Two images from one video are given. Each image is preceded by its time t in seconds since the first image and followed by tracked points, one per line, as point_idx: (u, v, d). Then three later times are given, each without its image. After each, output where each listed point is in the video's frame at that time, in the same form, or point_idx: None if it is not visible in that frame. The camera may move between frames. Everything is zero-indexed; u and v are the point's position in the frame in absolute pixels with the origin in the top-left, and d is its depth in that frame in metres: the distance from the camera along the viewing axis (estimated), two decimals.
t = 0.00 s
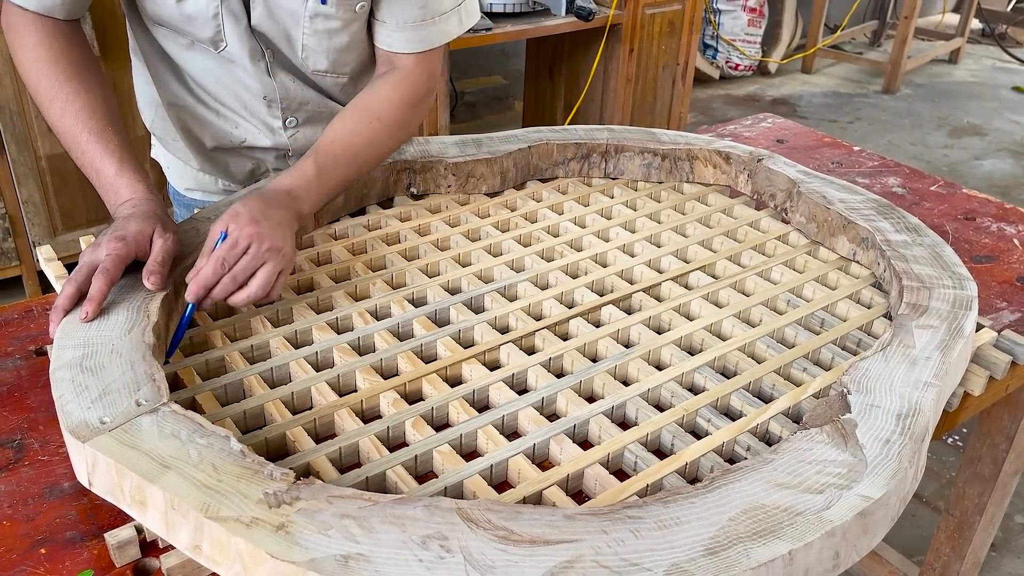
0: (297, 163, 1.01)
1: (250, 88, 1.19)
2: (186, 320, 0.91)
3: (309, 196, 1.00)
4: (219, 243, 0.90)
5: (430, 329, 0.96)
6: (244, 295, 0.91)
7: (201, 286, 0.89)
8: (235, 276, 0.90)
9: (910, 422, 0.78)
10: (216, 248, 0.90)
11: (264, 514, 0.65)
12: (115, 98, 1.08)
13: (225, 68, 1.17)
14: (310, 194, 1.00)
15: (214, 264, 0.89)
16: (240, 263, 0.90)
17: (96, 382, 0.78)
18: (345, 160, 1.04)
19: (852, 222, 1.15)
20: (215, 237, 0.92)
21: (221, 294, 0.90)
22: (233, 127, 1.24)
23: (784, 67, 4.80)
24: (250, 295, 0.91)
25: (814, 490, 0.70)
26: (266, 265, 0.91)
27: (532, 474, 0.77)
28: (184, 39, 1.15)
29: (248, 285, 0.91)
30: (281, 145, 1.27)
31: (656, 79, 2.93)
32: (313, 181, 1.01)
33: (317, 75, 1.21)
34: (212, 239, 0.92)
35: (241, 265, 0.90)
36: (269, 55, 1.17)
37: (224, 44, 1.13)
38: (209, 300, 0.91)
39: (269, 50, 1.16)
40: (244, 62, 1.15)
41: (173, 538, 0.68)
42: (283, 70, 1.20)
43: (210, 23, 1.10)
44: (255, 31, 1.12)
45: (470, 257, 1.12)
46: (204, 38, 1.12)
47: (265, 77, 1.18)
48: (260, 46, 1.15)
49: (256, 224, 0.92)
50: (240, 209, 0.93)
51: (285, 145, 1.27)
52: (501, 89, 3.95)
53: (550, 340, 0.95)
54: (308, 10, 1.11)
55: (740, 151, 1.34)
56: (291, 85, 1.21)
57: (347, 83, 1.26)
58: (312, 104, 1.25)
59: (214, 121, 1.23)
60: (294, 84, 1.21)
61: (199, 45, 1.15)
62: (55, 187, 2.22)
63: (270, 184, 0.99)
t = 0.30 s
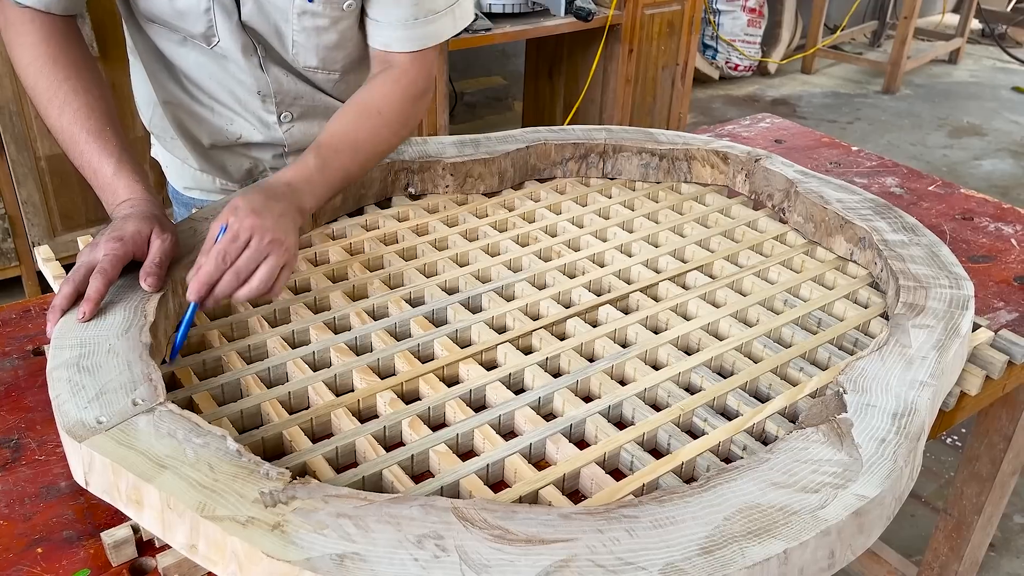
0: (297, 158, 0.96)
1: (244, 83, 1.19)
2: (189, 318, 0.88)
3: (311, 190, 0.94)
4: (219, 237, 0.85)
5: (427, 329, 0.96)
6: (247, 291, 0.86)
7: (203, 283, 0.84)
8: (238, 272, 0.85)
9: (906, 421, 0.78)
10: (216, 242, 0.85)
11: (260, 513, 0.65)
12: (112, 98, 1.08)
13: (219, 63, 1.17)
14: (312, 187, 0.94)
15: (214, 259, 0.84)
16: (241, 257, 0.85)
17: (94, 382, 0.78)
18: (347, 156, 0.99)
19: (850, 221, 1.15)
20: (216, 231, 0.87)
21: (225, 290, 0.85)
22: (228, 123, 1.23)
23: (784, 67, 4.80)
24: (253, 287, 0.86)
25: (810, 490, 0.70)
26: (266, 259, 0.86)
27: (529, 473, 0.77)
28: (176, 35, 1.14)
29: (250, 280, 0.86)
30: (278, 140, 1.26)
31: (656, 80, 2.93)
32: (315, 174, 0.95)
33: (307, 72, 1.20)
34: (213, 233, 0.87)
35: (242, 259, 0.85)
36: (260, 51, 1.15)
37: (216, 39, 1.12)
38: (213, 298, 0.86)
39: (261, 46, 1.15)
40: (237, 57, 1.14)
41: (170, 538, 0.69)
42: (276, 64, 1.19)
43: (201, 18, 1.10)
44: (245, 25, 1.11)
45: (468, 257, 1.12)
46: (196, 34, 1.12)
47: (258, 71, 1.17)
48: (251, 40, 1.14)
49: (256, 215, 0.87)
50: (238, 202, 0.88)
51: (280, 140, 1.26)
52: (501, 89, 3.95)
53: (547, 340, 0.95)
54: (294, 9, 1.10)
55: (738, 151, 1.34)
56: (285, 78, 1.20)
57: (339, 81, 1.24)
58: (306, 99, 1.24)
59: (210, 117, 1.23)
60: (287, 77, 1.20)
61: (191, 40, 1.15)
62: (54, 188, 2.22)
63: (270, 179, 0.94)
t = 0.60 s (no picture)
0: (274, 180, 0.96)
1: (235, 79, 1.18)
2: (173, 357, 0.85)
3: (287, 213, 0.94)
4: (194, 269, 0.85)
5: (427, 330, 0.96)
6: (224, 323, 0.85)
7: (180, 322, 0.83)
8: (214, 304, 0.84)
9: (907, 422, 0.78)
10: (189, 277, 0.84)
11: (261, 515, 0.65)
12: (115, 98, 1.08)
13: (210, 60, 1.17)
14: (289, 210, 0.94)
15: (190, 294, 0.83)
16: (216, 288, 0.84)
17: (95, 383, 0.78)
18: (325, 175, 0.97)
19: (850, 222, 1.15)
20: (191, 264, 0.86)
21: (203, 325, 0.84)
22: (223, 118, 1.23)
23: (785, 68, 4.80)
24: (230, 319, 0.84)
25: (811, 491, 0.70)
26: (241, 290, 0.85)
27: (530, 474, 0.77)
28: (168, 30, 1.14)
29: (226, 311, 0.84)
30: (270, 137, 1.26)
31: (656, 80, 2.93)
32: (292, 199, 0.94)
33: (296, 70, 1.19)
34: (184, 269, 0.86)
35: (218, 291, 0.84)
36: (250, 48, 1.15)
37: (206, 35, 1.12)
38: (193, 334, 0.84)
39: (250, 43, 1.15)
40: (228, 53, 1.14)
41: (171, 539, 0.68)
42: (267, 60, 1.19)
43: (192, 14, 1.09)
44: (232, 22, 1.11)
45: (469, 258, 1.12)
46: (187, 29, 1.12)
47: (248, 67, 1.17)
48: (241, 36, 1.14)
49: (227, 245, 0.86)
50: (208, 233, 0.87)
51: (274, 136, 1.26)
52: (501, 90, 3.95)
53: (548, 341, 0.95)
54: (280, 7, 1.10)
55: (739, 152, 1.34)
56: (276, 73, 1.19)
57: (331, 79, 1.24)
58: (298, 95, 1.23)
59: (205, 114, 1.23)
60: (278, 74, 1.19)
61: (183, 37, 1.14)
62: (55, 189, 2.23)
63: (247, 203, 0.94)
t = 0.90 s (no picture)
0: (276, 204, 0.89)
1: (228, 81, 1.18)
2: (190, 391, 0.79)
3: (296, 239, 0.87)
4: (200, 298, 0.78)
5: (431, 332, 0.96)
6: (239, 351, 0.78)
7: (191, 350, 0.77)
8: (228, 332, 0.77)
9: (912, 424, 0.78)
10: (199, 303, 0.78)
11: (266, 517, 0.65)
12: (116, 101, 1.08)
13: (203, 62, 1.16)
14: (295, 236, 0.87)
15: (203, 321, 0.77)
16: (229, 314, 0.78)
17: (100, 384, 0.78)
18: (329, 194, 0.90)
19: (854, 224, 1.14)
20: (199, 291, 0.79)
21: (218, 353, 0.78)
22: (217, 119, 1.23)
23: (786, 69, 4.80)
24: (244, 346, 0.78)
25: (816, 493, 0.70)
26: (255, 314, 0.79)
27: (535, 476, 0.77)
28: (161, 32, 1.14)
29: (240, 339, 0.78)
30: (265, 139, 1.25)
31: (658, 81, 2.93)
32: (297, 220, 0.87)
33: (288, 73, 1.18)
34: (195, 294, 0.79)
35: (231, 316, 0.78)
36: (242, 49, 1.15)
37: (198, 37, 1.11)
38: (207, 362, 0.79)
39: (242, 45, 1.15)
40: (219, 54, 1.14)
41: (177, 541, 0.68)
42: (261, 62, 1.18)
43: (183, 15, 1.09)
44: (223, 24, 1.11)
45: (472, 259, 1.12)
46: (179, 31, 1.12)
47: (241, 69, 1.16)
48: (233, 39, 1.13)
49: (238, 267, 0.80)
50: (220, 257, 0.81)
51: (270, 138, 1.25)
52: (503, 90, 3.95)
53: (552, 343, 0.95)
54: (268, 11, 1.10)
55: (742, 153, 1.34)
56: (269, 76, 1.18)
57: (322, 83, 1.23)
58: (291, 96, 1.22)
59: (202, 115, 1.23)
60: (271, 76, 1.18)
61: (175, 39, 1.14)
62: (57, 190, 2.23)
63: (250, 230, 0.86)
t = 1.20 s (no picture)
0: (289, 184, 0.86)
1: (226, 79, 1.18)
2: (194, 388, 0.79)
3: (311, 215, 0.85)
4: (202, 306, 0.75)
5: (431, 331, 0.96)
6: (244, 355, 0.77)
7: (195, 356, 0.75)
8: (232, 339, 0.76)
9: (909, 423, 0.78)
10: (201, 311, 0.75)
11: (265, 514, 0.66)
12: (116, 101, 1.08)
13: (201, 61, 1.17)
14: (310, 212, 0.84)
15: (205, 329, 0.74)
16: (232, 321, 0.75)
17: (100, 383, 0.79)
18: (342, 171, 0.89)
19: (852, 223, 1.15)
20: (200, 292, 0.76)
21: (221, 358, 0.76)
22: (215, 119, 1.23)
23: (787, 69, 4.80)
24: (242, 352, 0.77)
25: (812, 491, 0.70)
26: (260, 320, 0.77)
27: (532, 474, 0.77)
28: (159, 32, 1.14)
29: (242, 345, 0.77)
30: (263, 138, 1.25)
31: (659, 82, 2.93)
32: (313, 197, 0.85)
33: (287, 71, 1.19)
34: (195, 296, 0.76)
35: (234, 324, 0.75)
36: (240, 47, 1.16)
37: (196, 35, 1.12)
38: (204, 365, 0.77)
39: (241, 42, 1.16)
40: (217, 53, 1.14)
41: (176, 538, 0.69)
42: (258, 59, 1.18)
43: (180, 14, 1.10)
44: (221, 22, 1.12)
45: (471, 258, 1.12)
46: (176, 30, 1.12)
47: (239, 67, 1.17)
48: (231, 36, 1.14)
49: (238, 267, 0.76)
50: (221, 253, 0.77)
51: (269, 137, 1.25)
52: (504, 91, 3.96)
53: (550, 342, 0.95)
54: (264, 9, 1.11)
55: (741, 153, 1.34)
56: (267, 73, 1.18)
57: (321, 80, 1.24)
58: (290, 94, 1.23)
59: (200, 116, 1.23)
60: (269, 73, 1.19)
61: (173, 37, 1.14)
62: (58, 191, 2.23)
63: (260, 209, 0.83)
